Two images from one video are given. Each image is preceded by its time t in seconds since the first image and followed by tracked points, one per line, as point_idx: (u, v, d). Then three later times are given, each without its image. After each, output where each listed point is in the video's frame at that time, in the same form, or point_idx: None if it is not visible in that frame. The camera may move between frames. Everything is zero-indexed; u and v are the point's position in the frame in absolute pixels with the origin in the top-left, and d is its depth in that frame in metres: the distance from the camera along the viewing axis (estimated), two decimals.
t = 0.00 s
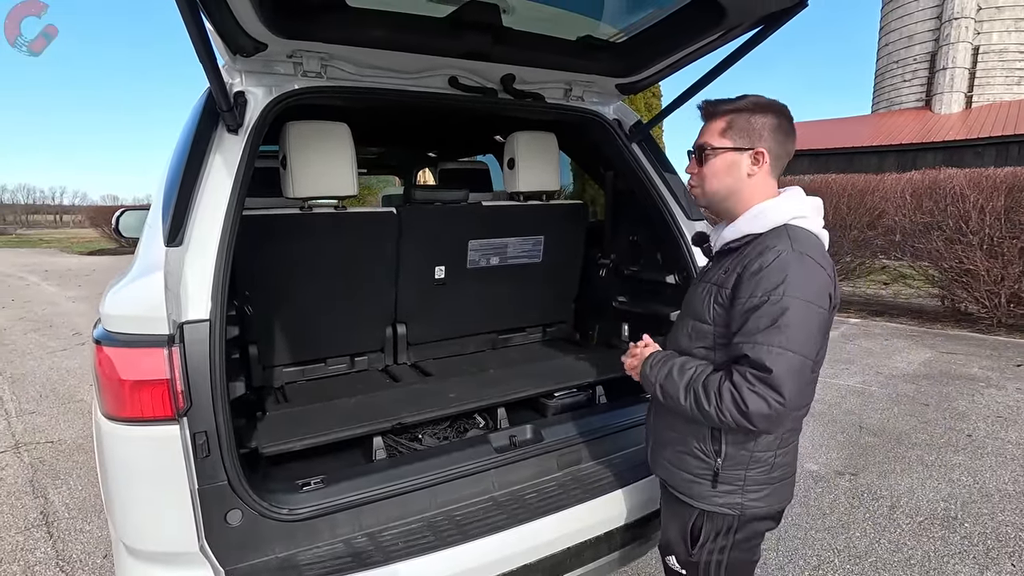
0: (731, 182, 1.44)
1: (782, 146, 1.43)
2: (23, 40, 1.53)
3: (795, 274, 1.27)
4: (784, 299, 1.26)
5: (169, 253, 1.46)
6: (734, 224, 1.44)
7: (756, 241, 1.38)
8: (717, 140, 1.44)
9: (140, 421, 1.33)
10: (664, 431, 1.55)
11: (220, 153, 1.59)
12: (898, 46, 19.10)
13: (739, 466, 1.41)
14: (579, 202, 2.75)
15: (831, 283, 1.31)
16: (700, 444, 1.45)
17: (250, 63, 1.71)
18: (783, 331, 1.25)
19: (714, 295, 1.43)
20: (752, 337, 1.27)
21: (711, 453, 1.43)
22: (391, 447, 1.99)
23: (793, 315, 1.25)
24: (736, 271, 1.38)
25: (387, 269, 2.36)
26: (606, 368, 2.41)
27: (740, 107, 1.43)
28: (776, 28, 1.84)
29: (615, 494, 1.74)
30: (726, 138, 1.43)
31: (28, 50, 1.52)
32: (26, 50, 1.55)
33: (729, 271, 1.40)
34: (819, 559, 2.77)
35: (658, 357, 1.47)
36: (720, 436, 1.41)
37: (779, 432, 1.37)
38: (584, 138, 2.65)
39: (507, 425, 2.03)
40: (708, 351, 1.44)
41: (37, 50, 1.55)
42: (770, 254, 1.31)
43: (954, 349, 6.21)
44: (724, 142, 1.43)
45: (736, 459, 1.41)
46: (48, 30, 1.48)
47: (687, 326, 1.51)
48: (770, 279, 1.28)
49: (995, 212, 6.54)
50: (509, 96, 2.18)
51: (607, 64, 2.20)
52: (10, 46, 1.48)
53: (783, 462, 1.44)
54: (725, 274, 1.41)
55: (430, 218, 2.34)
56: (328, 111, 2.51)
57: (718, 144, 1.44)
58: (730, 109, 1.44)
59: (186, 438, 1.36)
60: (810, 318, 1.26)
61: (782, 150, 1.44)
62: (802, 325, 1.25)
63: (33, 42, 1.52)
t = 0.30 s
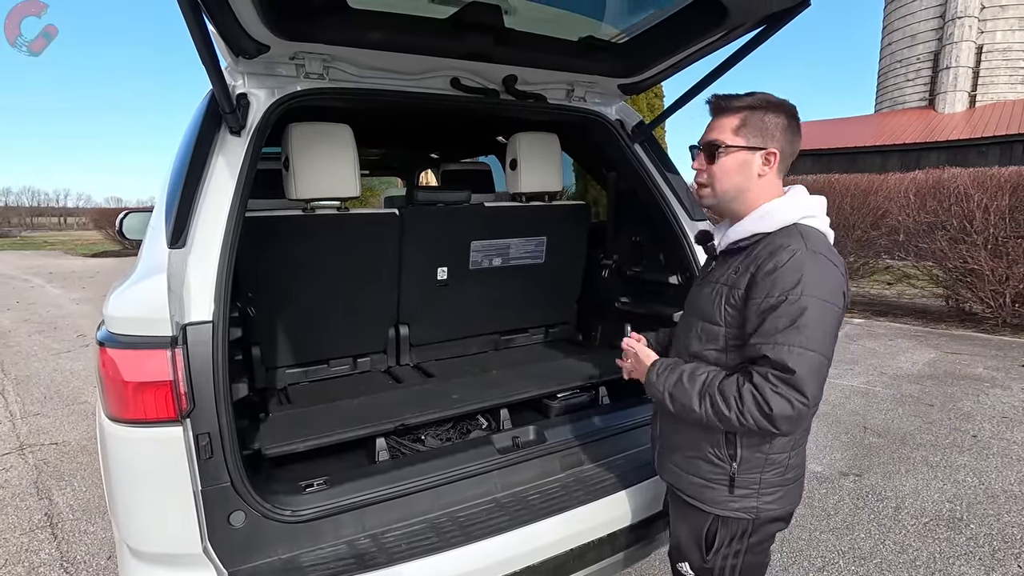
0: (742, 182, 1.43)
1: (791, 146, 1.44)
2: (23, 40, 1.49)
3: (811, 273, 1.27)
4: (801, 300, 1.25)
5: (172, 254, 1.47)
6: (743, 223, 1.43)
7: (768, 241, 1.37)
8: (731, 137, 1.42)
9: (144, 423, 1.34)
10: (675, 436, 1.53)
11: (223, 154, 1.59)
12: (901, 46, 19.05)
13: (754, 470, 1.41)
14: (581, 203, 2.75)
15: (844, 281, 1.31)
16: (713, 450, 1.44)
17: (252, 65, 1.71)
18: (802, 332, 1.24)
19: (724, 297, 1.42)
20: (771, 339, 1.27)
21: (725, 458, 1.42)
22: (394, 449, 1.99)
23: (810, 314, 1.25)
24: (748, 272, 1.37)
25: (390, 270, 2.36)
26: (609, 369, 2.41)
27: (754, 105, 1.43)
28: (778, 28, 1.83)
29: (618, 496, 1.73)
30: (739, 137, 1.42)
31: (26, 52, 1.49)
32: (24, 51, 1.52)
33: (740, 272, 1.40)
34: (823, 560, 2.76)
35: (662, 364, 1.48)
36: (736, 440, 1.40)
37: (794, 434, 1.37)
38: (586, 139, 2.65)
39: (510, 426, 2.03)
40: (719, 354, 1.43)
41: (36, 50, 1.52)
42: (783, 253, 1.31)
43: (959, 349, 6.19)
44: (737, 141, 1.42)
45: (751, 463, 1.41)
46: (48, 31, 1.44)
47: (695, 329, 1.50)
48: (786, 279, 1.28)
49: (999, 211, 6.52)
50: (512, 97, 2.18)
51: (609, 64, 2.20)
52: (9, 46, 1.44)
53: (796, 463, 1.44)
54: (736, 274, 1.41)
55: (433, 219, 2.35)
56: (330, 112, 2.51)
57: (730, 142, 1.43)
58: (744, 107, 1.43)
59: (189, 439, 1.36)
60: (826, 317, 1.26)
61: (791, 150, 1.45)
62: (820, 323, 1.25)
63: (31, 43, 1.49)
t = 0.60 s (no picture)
0: (742, 188, 1.43)
1: (794, 145, 1.42)
2: (23, 40, 1.50)
3: (832, 275, 1.27)
4: (828, 302, 1.25)
5: (175, 254, 1.46)
6: (750, 223, 1.43)
7: (782, 243, 1.36)
8: (728, 145, 1.43)
9: (147, 423, 1.34)
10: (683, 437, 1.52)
11: (226, 154, 1.60)
12: (904, 45, 19.00)
13: (766, 470, 1.41)
14: (584, 202, 2.75)
15: (858, 283, 1.33)
16: (724, 451, 1.42)
17: (255, 65, 1.71)
18: (830, 334, 1.24)
19: (739, 297, 1.41)
20: (806, 343, 1.23)
21: (736, 459, 1.41)
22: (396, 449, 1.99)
23: (837, 316, 1.25)
24: (767, 273, 1.36)
25: (392, 270, 2.37)
26: (612, 369, 2.40)
27: (752, 108, 1.42)
28: (781, 27, 1.83)
29: (621, 497, 1.73)
30: (737, 143, 1.42)
31: (27, 51, 1.49)
32: (25, 51, 1.52)
33: (755, 272, 1.39)
34: (827, 561, 2.75)
35: (722, 348, 1.22)
36: (748, 441, 1.39)
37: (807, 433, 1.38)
38: (589, 139, 2.65)
39: (512, 426, 2.03)
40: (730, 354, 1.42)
41: (36, 50, 1.52)
42: (804, 255, 1.31)
43: (962, 349, 6.17)
44: (735, 148, 1.42)
45: (762, 463, 1.40)
46: (48, 30, 1.44)
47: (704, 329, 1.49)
48: (811, 281, 1.26)
49: (1003, 211, 6.50)
50: (514, 97, 2.18)
51: (612, 64, 2.19)
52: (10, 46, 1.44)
53: (806, 462, 1.45)
54: (750, 274, 1.40)
55: (436, 218, 2.35)
56: (332, 112, 2.51)
57: (728, 149, 1.43)
58: (741, 111, 1.43)
59: (192, 439, 1.36)
60: (847, 318, 1.26)
61: (795, 149, 1.43)
62: (844, 324, 1.26)
63: (31, 43, 1.49)
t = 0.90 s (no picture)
0: (752, 181, 1.41)
1: (799, 144, 1.43)
2: (23, 40, 1.49)
3: (839, 269, 1.27)
4: (835, 293, 1.24)
5: (177, 253, 1.46)
6: (753, 221, 1.42)
7: (788, 240, 1.36)
8: (741, 136, 1.40)
9: (148, 422, 1.33)
10: (687, 438, 1.51)
11: (227, 153, 1.59)
12: (906, 44, 18.95)
13: (773, 470, 1.41)
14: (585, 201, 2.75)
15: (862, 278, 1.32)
16: (731, 451, 1.42)
17: (256, 63, 1.71)
18: (838, 324, 1.23)
19: (744, 295, 1.41)
20: (813, 328, 1.22)
21: (744, 459, 1.41)
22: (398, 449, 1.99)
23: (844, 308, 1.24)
24: (773, 269, 1.36)
25: (393, 269, 2.36)
26: (614, 368, 2.40)
27: (765, 103, 1.42)
28: (785, 25, 1.81)
29: (623, 496, 1.72)
30: (750, 135, 1.40)
31: (26, 52, 1.48)
32: (24, 51, 1.51)
33: (761, 270, 1.38)
34: (829, 561, 2.74)
35: (737, 312, 1.20)
36: (756, 441, 1.39)
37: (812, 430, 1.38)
38: (591, 138, 2.64)
39: (514, 426, 2.03)
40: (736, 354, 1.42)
41: (36, 50, 1.52)
42: (810, 250, 1.30)
43: (964, 349, 6.15)
44: (748, 140, 1.40)
45: (769, 463, 1.40)
46: (48, 31, 1.43)
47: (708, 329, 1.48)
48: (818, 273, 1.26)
49: (1006, 211, 6.47)
50: (516, 96, 2.17)
51: (615, 62, 2.18)
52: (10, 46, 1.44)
53: (809, 461, 1.45)
54: (755, 272, 1.40)
55: (437, 217, 2.34)
56: (334, 111, 2.51)
57: (740, 140, 1.40)
58: (755, 105, 1.42)
59: (193, 439, 1.35)
60: (853, 311, 1.25)
61: (800, 148, 1.44)
62: (850, 316, 1.25)
63: (31, 43, 1.48)
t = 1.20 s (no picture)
0: (756, 176, 1.40)
1: (802, 140, 1.42)
2: (23, 40, 1.49)
3: (842, 265, 1.26)
4: (838, 289, 1.23)
5: (177, 250, 1.46)
6: (755, 219, 1.42)
7: (791, 237, 1.35)
8: (746, 132, 1.39)
9: (147, 420, 1.32)
10: (689, 438, 1.50)
11: (227, 149, 1.59)
12: (909, 42, 18.89)
13: (776, 468, 1.40)
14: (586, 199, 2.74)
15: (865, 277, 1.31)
16: (735, 451, 1.41)
17: (256, 59, 1.70)
18: (839, 319, 1.22)
19: (746, 292, 1.40)
20: (812, 322, 1.21)
21: (747, 458, 1.40)
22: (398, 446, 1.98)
23: (846, 304, 1.23)
24: (776, 266, 1.35)
25: (394, 266, 2.35)
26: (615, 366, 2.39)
27: (769, 99, 1.41)
28: (789, 21, 1.80)
29: (624, 495, 1.71)
30: (756, 130, 1.39)
31: (26, 52, 1.47)
32: (24, 49, 1.50)
33: (764, 268, 1.38)
34: (830, 560, 2.74)
35: (726, 302, 1.20)
36: (760, 439, 1.38)
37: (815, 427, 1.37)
38: (592, 135, 2.63)
39: (515, 424, 2.02)
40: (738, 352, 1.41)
41: (36, 49, 1.51)
42: (814, 247, 1.30)
43: (966, 348, 6.14)
44: (753, 135, 1.39)
45: (773, 461, 1.40)
46: (48, 31, 1.43)
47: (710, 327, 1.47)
48: (821, 269, 1.25)
49: (1009, 209, 6.45)
50: (518, 92, 2.16)
51: (617, 59, 2.17)
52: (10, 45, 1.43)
53: (812, 458, 1.45)
54: (758, 270, 1.39)
55: (438, 214, 2.33)
56: (334, 108, 2.50)
57: (746, 136, 1.39)
58: (760, 100, 1.41)
59: (193, 436, 1.35)
60: (855, 308, 1.24)
61: (802, 145, 1.43)
62: (852, 312, 1.23)
63: (31, 43, 1.48)
